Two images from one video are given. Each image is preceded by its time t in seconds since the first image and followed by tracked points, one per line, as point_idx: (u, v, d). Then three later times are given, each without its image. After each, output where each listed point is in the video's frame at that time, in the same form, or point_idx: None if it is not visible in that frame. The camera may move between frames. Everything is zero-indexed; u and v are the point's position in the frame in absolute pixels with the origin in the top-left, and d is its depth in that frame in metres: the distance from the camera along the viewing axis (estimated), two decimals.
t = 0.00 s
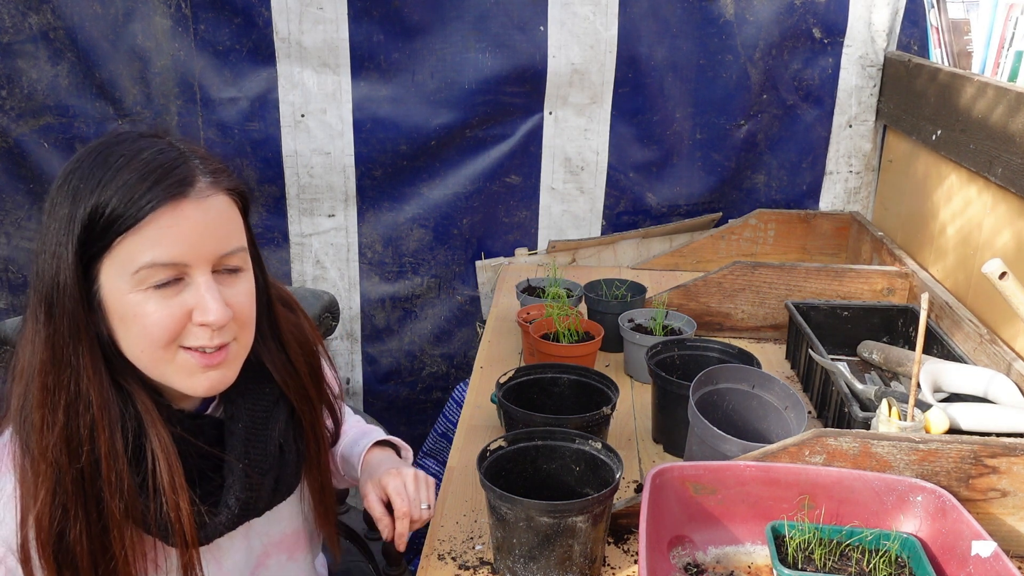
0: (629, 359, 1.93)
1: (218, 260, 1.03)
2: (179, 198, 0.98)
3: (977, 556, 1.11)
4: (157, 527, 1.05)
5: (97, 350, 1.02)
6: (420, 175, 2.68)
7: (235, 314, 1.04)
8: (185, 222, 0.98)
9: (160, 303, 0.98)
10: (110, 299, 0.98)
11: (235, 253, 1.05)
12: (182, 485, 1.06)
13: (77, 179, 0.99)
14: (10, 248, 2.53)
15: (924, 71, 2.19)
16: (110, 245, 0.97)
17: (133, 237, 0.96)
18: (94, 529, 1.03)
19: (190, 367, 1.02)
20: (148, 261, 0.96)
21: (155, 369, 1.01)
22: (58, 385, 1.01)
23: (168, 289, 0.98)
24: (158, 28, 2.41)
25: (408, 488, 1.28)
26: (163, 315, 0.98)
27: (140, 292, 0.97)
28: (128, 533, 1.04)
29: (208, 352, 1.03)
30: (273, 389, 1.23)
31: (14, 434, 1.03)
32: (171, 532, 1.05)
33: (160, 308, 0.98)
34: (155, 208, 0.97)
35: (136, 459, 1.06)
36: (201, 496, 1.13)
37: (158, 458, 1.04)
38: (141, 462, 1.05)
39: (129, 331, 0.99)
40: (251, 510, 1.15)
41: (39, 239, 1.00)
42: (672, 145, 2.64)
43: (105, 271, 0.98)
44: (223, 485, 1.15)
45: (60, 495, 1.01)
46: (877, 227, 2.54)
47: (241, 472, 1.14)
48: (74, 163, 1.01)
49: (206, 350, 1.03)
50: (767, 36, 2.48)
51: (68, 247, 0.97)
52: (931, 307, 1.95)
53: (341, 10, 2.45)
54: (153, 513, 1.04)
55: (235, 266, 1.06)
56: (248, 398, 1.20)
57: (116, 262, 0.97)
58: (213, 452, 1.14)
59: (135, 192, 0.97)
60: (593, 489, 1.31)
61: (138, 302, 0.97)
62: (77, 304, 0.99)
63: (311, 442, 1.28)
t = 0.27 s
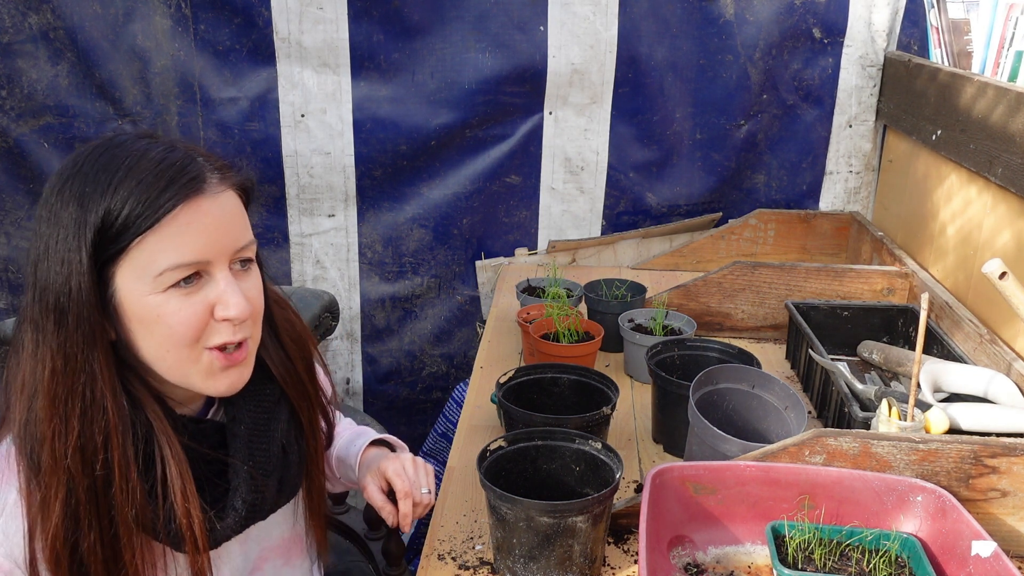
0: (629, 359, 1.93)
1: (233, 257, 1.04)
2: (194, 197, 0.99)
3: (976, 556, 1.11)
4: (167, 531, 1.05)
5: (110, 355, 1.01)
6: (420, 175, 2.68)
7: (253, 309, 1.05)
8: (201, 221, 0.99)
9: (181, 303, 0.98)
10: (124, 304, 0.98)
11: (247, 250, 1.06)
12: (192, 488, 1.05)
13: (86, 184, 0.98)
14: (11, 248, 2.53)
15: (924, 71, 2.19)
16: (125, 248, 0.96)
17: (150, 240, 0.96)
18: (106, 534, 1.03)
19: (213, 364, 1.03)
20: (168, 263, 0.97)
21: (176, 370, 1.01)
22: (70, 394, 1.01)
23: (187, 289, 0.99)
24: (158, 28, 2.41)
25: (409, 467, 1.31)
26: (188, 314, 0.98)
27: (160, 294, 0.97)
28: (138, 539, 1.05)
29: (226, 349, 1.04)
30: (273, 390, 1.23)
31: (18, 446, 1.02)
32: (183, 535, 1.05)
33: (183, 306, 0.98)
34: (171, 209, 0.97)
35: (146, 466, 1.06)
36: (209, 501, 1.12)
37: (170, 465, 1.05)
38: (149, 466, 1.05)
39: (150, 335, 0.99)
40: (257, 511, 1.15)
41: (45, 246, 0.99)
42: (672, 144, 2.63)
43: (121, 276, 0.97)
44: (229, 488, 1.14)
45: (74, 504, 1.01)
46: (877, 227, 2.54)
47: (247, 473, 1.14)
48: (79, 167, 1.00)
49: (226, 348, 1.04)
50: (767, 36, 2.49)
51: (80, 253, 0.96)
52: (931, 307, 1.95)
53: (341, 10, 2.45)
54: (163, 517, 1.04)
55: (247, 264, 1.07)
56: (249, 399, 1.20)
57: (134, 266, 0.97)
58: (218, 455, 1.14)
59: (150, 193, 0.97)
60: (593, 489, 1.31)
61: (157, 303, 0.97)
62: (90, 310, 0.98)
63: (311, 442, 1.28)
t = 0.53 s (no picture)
0: (629, 359, 1.93)
1: (235, 262, 1.04)
2: (199, 203, 0.99)
3: (976, 556, 1.11)
4: (160, 534, 1.05)
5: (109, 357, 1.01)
6: (420, 175, 2.68)
7: (253, 315, 1.05)
8: (205, 225, 0.99)
9: (182, 308, 0.98)
10: (124, 305, 0.98)
11: (249, 255, 1.06)
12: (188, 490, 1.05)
13: (89, 184, 0.97)
14: (10, 248, 2.53)
15: (924, 71, 2.19)
16: (127, 251, 0.96)
17: (153, 244, 0.96)
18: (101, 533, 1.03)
19: (212, 367, 1.03)
20: (171, 268, 0.97)
21: (175, 372, 1.01)
22: (68, 394, 1.01)
23: (189, 294, 0.99)
24: (158, 28, 2.41)
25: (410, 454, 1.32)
26: (189, 318, 0.98)
27: (162, 298, 0.97)
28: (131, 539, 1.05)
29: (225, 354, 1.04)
30: (271, 390, 1.22)
31: (14, 443, 1.02)
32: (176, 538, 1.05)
33: (184, 311, 0.98)
34: (175, 214, 0.97)
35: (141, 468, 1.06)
36: (204, 501, 1.13)
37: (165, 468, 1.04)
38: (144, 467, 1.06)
39: (149, 338, 0.99)
40: (251, 513, 1.14)
41: (46, 245, 0.98)
42: (672, 144, 2.64)
43: (122, 279, 0.97)
44: (224, 488, 1.14)
45: (67, 503, 1.01)
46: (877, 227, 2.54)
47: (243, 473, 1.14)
48: (82, 166, 0.99)
49: (225, 351, 1.04)
50: (767, 36, 2.49)
51: (82, 254, 0.96)
52: (931, 307, 1.95)
53: (341, 10, 2.45)
54: (157, 520, 1.04)
55: (249, 268, 1.07)
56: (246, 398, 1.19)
57: (135, 270, 0.96)
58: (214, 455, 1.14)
59: (154, 197, 0.97)
60: (592, 489, 1.31)
61: (159, 306, 0.97)
62: (90, 311, 0.98)
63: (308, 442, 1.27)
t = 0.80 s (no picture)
0: (629, 359, 1.93)
1: (239, 236, 1.04)
2: (208, 178, 1.00)
3: (976, 556, 1.11)
4: (156, 501, 1.05)
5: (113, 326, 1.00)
6: (420, 175, 2.68)
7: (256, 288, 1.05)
8: (213, 199, 1.00)
9: (188, 280, 0.98)
10: (129, 274, 0.98)
11: (252, 230, 1.06)
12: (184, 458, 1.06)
13: (99, 155, 0.97)
14: (10, 248, 2.53)
15: (924, 71, 2.19)
16: (136, 221, 0.96)
17: (161, 216, 0.96)
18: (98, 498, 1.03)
19: (212, 339, 1.03)
20: (178, 240, 0.97)
21: (178, 343, 1.01)
22: (71, 359, 1.00)
23: (194, 266, 0.99)
24: (158, 28, 2.41)
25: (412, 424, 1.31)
26: (194, 290, 0.98)
27: (168, 270, 0.97)
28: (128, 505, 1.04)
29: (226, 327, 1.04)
30: (270, 367, 1.22)
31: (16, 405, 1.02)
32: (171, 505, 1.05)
33: (190, 282, 0.98)
34: (184, 188, 0.97)
35: (140, 434, 1.05)
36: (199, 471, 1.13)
37: (162, 438, 1.04)
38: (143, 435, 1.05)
39: (153, 308, 0.99)
40: (243, 486, 1.15)
41: (54, 214, 0.98)
42: (672, 144, 2.64)
43: (128, 250, 0.97)
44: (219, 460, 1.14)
45: (67, 466, 1.01)
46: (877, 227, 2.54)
47: (239, 445, 1.14)
48: (93, 138, 0.98)
49: (227, 324, 1.04)
50: (767, 36, 2.48)
51: (90, 224, 0.95)
52: (931, 307, 1.95)
53: (341, 10, 2.45)
54: (153, 487, 1.04)
55: (252, 244, 1.08)
56: (245, 375, 1.20)
57: (142, 241, 0.96)
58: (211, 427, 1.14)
59: (165, 170, 0.97)
60: (592, 488, 1.31)
61: (165, 277, 0.97)
62: (99, 280, 0.97)
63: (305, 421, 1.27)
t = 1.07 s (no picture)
0: (629, 359, 1.93)
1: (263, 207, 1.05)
2: (240, 151, 1.00)
3: (977, 557, 1.11)
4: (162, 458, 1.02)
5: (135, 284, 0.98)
6: (419, 175, 2.68)
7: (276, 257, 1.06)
8: (243, 170, 1.00)
9: (216, 246, 0.98)
10: (156, 238, 0.97)
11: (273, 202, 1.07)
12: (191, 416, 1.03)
13: (132, 121, 0.95)
14: (10, 248, 2.53)
15: (925, 71, 2.18)
16: (170, 188, 0.95)
17: (194, 183, 0.96)
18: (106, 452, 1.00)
19: (233, 304, 1.03)
20: (209, 207, 0.97)
21: (202, 306, 1.01)
22: (90, 315, 0.97)
23: (222, 232, 0.99)
24: (158, 28, 2.41)
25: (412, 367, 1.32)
26: (222, 256, 0.98)
27: (197, 235, 0.97)
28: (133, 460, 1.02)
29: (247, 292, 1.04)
30: (273, 333, 1.19)
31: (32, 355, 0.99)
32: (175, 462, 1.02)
33: (220, 248, 0.98)
34: (219, 158, 0.97)
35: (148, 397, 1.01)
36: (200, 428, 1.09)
37: (170, 398, 1.01)
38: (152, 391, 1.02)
39: (180, 271, 0.98)
40: (243, 443, 1.10)
41: (80, 176, 0.95)
42: (672, 144, 2.63)
43: (158, 214, 0.96)
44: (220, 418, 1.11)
45: (79, 416, 0.98)
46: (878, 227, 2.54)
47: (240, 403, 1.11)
48: (127, 103, 0.96)
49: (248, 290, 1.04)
50: (767, 35, 2.48)
51: (122, 187, 0.94)
52: (932, 307, 1.95)
53: (341, 10, 2.45)
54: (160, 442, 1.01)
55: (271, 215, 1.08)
56: (248, 340, 1.16)
57: (174, 206, 0.96)
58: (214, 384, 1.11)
59: (200, 141, 0.96)
60: (592, 488, 1.31)
61: (195, 242, 0.97)
62: (130, 240, 0.95)
63: (307, 387, 1.25)
